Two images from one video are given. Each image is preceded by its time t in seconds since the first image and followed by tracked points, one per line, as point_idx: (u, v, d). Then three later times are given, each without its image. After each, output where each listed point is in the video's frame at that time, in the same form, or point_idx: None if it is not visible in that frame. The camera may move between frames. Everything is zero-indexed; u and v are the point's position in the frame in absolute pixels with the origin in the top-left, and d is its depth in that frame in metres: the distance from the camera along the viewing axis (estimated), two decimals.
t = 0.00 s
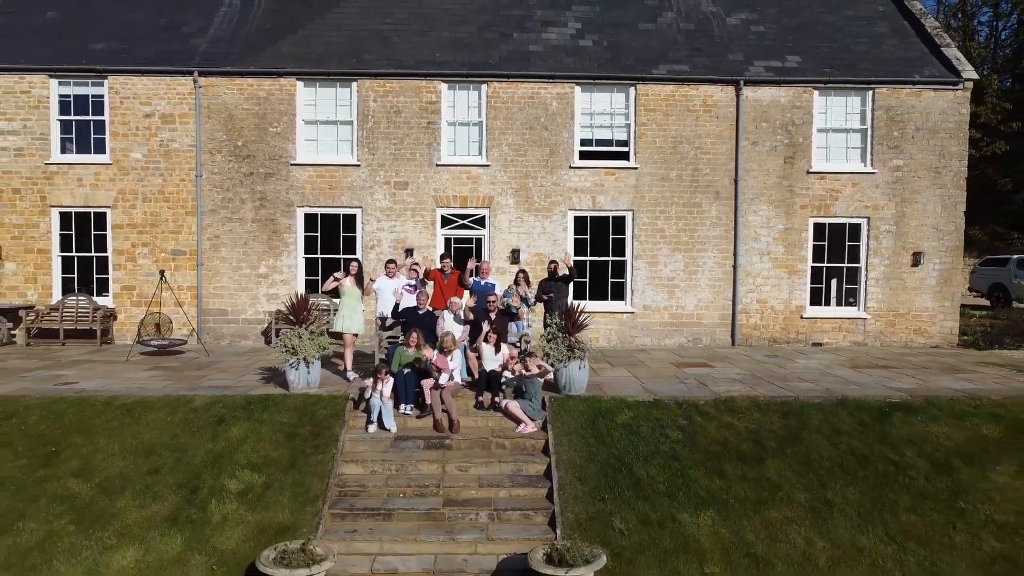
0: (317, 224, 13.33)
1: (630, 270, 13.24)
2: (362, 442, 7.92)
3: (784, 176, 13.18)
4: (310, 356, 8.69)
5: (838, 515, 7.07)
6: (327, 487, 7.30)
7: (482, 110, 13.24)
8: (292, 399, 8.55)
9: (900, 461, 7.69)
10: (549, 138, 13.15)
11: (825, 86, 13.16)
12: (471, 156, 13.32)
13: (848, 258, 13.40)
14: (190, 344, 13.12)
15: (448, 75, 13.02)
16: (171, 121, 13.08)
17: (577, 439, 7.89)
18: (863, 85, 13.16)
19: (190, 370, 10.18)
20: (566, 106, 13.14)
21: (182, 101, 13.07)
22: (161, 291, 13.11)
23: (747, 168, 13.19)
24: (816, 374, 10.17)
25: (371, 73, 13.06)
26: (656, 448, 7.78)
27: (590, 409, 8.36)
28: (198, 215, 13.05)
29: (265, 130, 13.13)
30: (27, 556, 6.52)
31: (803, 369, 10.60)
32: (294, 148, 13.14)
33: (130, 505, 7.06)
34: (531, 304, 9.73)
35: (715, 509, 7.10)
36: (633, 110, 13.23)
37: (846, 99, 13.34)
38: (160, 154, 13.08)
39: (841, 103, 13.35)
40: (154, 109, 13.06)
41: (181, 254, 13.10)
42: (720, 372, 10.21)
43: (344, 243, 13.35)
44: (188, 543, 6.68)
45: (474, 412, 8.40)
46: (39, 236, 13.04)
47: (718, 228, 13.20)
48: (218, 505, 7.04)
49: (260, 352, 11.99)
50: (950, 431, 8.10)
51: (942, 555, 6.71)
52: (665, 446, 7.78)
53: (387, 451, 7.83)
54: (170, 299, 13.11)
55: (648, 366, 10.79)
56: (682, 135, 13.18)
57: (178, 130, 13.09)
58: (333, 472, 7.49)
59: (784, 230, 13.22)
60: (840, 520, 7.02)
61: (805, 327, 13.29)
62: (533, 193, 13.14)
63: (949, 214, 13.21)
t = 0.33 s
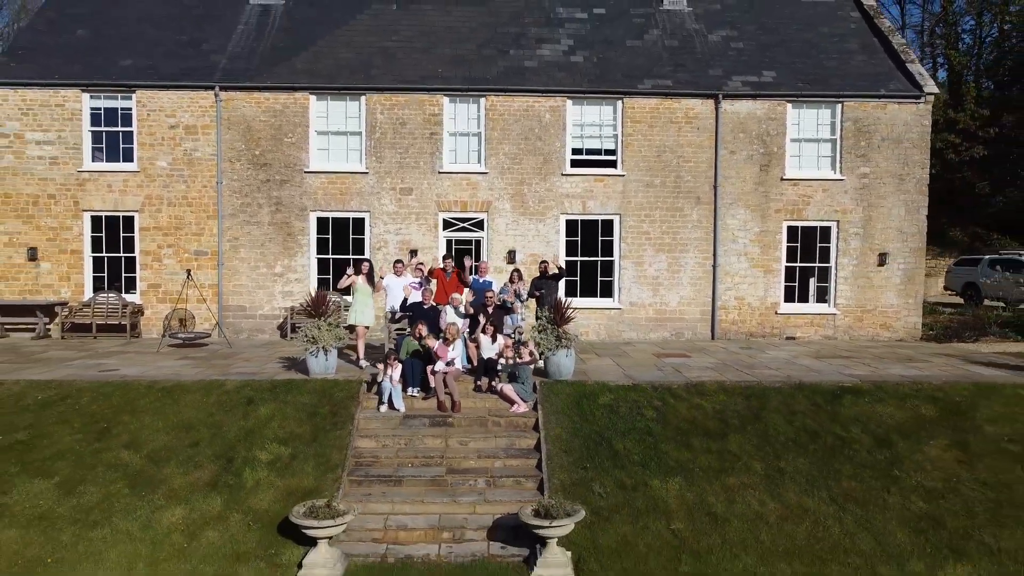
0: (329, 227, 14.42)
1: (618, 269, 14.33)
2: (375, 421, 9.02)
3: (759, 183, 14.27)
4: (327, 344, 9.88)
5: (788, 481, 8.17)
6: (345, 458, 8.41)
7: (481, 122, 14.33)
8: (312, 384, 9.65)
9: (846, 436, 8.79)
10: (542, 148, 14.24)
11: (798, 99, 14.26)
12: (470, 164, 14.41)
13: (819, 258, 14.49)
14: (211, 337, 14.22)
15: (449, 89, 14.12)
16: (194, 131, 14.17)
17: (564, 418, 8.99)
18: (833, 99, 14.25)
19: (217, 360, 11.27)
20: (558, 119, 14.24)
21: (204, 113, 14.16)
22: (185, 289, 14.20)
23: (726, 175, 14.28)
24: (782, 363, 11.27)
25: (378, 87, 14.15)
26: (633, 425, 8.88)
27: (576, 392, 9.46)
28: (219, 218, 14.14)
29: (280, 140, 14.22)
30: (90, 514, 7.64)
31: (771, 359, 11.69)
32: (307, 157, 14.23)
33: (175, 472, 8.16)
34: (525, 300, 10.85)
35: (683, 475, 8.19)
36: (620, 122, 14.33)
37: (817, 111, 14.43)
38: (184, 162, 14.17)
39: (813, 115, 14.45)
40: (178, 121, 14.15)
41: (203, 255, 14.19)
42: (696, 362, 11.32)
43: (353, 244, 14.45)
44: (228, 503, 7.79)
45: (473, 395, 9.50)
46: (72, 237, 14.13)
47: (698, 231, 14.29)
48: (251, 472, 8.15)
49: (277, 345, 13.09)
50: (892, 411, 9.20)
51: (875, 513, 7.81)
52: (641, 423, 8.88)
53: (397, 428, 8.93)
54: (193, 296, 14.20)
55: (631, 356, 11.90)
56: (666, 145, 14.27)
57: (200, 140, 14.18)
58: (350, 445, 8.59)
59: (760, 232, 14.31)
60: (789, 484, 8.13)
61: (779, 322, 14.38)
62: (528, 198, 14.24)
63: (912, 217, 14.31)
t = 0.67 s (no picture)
0: (340, 230, 15.61)
1: (607, 269, 15.52)
2: (386, 402, 10.21)
3: (737, 189, 15.46)
4: (343, 335, 11.18)
5: (748, 454, 9.36)
6: (361, 434, 9.61)
7: (480, 133, 15.53)
8: (330, 372, 10.85)
9: (802, 415, 9.99)
10: (537, 157, 15.43)
11: (772, 112, 15.46)
12: (470, 172, 15.61)
13: (793, 259, 15.69)
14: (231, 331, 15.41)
15: (451, 103, 15.31)
16: (216, 142, 15.36)
17: (553, 400, 10.20)
18: (804, 111, 15.45)
19: (241, 351, 12.47)
20: (551, 130, 15.44)
21: (224, 125, 15.35)
22: (207, 287, 15.39)
23: (706, 182, 15.46)
24: (753, 355, 12.46)
25: (385, 101, 15.35)
26: (614, 406, 10.08)
27: (564, 378, 10.67)
28: (238, 222, 15.33)
29: (295, 149, 15.41)
30: (141, 480, 8.85)
31: (744, 351, 12.89)
32: (320, 165, 15.41)
33: (213, 445, 9.36)
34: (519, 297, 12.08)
35: (655, 448, 9.39)
36: (608, 133, 15.52)
37: (791, 123, 15.63)
38: (206, 170, 15.36)
39: (787, 127, 15.64)
40: (201, 132, 15.35)
41: (223, 255, 15.38)
42: (674, 353, 12.53)
43: (362, 246, 15.64)
44: (261, 471, 8.98)
45: (472, 380, 10.71)
46: (103, 240, 15.32)
47: (681, 233, 15.47)
48: (280, 446, 9.36)
49: (293, 338, 14.28)
50: (844, 394, 10.40)
51: (822, 479, 9.00)
52: (621, 405, 10.09)
53: (405, 409, 10.13)
54: (214, 294, 15.40)
55: (617, 348, 13.10)
56: (651, 154, 15.46)
57: (221, 149, 15.37)
58: (365, 423, 9.79)
59: (738, 235, 15.50)
60: (749, 456, 9.32)
61: (756, 318, 15.57)
62: (523, 203, 15.43)
63: (878, 221, 15.52)
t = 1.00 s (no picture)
0: (350, 233, 16.88)
1: (597, 269, 16.78)
2: (396, 387, 11.48)
3: (717, 195, 16.73)
4: (358, 328, 12.47)
5: (716, 431, 10.60)
6: (374, 414, 10.88)
7: (480, 144, 16.81)
8: (345, 361, 12.13)
9: (765, 398, 11.26)
10: (532, 165, 16.71)
11: (750, 124, 16.73)
12: (471, 180, 16.88)
13: (769, 260, 16.95)
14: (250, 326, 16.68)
15: (453, 116, 16.59)
16: (236, 152, 16.63)
17: (544, 385, 11.47)
18: (780, 123, 16.72)
19: (263, 343, 13.74)
20: (546, 141, 16.71)
21: (244, 136, 16.62)
22: (227, 286, 16.66)
23: (689, 189, 16.73)
24: (727, 347, 13.73)
25: (392, 114, 16.63)
26: (598, 390, 11.34)
27: (555, 366, 11.95)
28: (256, 226, 16.60)
29: (309, 158, 16.68)
30: (183, 453, 10.10)
31: (720, 343, 14.16)
32: (332, 173, 16.69)
33: (244, 424, 10.62)
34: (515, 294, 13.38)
35: (634, 427, 10.63)
36: (598, 143, 16.79)
37: (767, 134, 16.90)
38: (227, 178, 16.64)
39: (764, 137, 16.92)
40: (222, 143, 16.62)
41: (243, 256, 16.65)
42: (656, 345, 13.80)
43: (371, 248, 16.92)
44: (287, 445, 10.25)
45: (473, 368, 11.97)
46: (132, 242, 16.60)
47: (666, 236, 16.73)
48: (303, 424, 10.64)
49: (308, 332, 15.55)
50: (805, 380, 11.66)
51: (779, 452, 10.26)
52: (605, 390, 11.35)
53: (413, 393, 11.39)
54: (234, 292, 16.67)
55: (605, 341, 14.37)
56: (638, 163, 16.73)
57: (241, 158, 16.64)
58: (378, 405, 11.05)
59: (718, 237, 16.77)
60: (716, 433, 10.58)
61: (735, 314, 16.84)
62: (520, 208, 16.70)
63: (848, 225, 16.79)
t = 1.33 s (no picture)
0: (360, 236, 18.22)
1: (589, 269, 18.12)
2: (405, 374, 12.82)
3: (700, 201, 18.08)
4: (370, 322, 13.89)
5: (690, 412, 11.94)
6: (386, 398, 12.22)
7: (480, 153, 18.15)
8: (359, 352, 13.47)
9: (735, 384, 12.60)
10: (529, 173, 18.05)
11: (730, 135, 18.06)
12: (472, 186, 18.22)
13: (748, 261, 18.30)
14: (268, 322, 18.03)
15: (455, 127, 17.93)
16: (255, 160, 17.97)
17: (538, 373, 12.82)
18: (757, 134, 18.06)
19: (283, 336, 15.07)
20: (542, 150, 18.05)
21: (262, 146, 17.95)
22: (246, 284, 18.00)
23: (674, 195, 18.07)
24: (707, 340, 15.06)
25: (399, 126, 17.97)
26: (587, 377, 12.69)
27: (548, 357, 13.30)
28: (273, 229, 17.94)
29: (322, 166, 18.00)
30: (219, 430, 11.44)
31: (701, 337, 15.50)
32: (343, 181, 18.03)
33: (271, 406, 11.96)
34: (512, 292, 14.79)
35: (617, 409, 11.97)
36: (590, 152, 18.13)
37: (746, 144, 18.24)
38: (246, 185, 17.98)
39: (743, 147, 18.25)
40: (242, 152, 17.96)
41: (261, 257, 17.99)
42: (640, 338, 15.13)
43: (379, 249, 18.25)
44: (310, 424, 11.59)
45: (474, 358, 13.33)
46: (158, 244, 17.94)
47: (652, 238, 18.07)
48: (324, 406, 11.99)
49: (323, 327, 16.89)
50: (772, 368, 13.01)
51: (745, 431, 11.59)
52: (592, 376, 12.70)
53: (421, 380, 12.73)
54: (253, 290, 18.02)
55: (595, 334, 15.71)
56: (626, 171, 18.07)
57: (259, 167, 17.98)
58: (389, 391, 12.38)
59: (701, 240, 18.11)
60: (690, 414, 11.92)
61: (716, 311, 18.19)
62: (517, 212, 18.04)
63: (821, 228, 18.14)
